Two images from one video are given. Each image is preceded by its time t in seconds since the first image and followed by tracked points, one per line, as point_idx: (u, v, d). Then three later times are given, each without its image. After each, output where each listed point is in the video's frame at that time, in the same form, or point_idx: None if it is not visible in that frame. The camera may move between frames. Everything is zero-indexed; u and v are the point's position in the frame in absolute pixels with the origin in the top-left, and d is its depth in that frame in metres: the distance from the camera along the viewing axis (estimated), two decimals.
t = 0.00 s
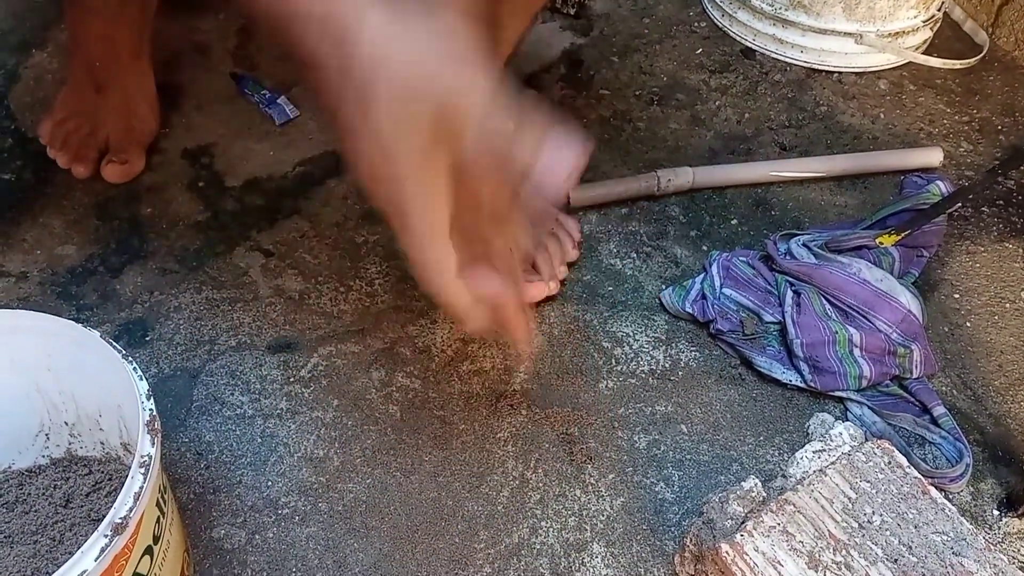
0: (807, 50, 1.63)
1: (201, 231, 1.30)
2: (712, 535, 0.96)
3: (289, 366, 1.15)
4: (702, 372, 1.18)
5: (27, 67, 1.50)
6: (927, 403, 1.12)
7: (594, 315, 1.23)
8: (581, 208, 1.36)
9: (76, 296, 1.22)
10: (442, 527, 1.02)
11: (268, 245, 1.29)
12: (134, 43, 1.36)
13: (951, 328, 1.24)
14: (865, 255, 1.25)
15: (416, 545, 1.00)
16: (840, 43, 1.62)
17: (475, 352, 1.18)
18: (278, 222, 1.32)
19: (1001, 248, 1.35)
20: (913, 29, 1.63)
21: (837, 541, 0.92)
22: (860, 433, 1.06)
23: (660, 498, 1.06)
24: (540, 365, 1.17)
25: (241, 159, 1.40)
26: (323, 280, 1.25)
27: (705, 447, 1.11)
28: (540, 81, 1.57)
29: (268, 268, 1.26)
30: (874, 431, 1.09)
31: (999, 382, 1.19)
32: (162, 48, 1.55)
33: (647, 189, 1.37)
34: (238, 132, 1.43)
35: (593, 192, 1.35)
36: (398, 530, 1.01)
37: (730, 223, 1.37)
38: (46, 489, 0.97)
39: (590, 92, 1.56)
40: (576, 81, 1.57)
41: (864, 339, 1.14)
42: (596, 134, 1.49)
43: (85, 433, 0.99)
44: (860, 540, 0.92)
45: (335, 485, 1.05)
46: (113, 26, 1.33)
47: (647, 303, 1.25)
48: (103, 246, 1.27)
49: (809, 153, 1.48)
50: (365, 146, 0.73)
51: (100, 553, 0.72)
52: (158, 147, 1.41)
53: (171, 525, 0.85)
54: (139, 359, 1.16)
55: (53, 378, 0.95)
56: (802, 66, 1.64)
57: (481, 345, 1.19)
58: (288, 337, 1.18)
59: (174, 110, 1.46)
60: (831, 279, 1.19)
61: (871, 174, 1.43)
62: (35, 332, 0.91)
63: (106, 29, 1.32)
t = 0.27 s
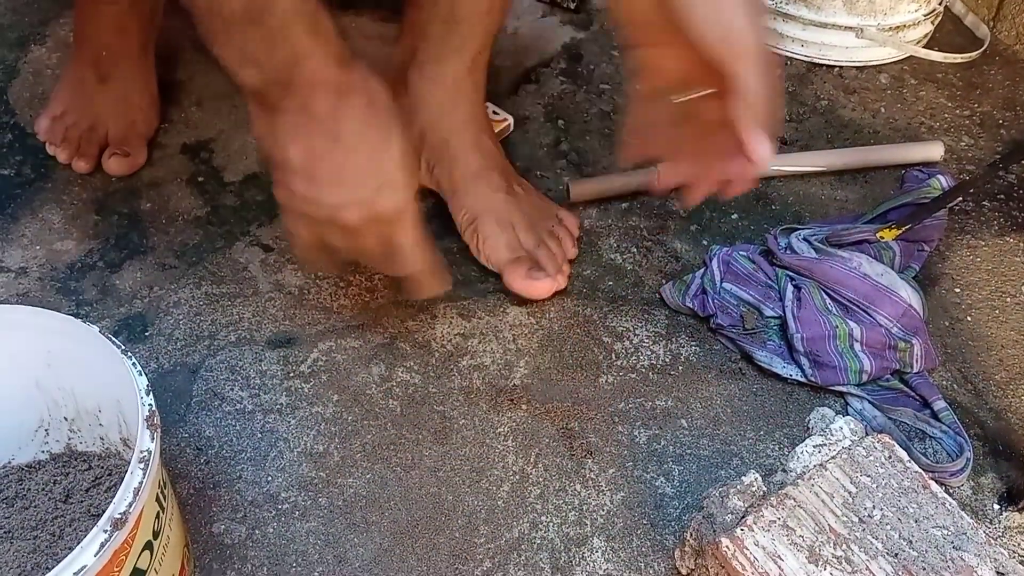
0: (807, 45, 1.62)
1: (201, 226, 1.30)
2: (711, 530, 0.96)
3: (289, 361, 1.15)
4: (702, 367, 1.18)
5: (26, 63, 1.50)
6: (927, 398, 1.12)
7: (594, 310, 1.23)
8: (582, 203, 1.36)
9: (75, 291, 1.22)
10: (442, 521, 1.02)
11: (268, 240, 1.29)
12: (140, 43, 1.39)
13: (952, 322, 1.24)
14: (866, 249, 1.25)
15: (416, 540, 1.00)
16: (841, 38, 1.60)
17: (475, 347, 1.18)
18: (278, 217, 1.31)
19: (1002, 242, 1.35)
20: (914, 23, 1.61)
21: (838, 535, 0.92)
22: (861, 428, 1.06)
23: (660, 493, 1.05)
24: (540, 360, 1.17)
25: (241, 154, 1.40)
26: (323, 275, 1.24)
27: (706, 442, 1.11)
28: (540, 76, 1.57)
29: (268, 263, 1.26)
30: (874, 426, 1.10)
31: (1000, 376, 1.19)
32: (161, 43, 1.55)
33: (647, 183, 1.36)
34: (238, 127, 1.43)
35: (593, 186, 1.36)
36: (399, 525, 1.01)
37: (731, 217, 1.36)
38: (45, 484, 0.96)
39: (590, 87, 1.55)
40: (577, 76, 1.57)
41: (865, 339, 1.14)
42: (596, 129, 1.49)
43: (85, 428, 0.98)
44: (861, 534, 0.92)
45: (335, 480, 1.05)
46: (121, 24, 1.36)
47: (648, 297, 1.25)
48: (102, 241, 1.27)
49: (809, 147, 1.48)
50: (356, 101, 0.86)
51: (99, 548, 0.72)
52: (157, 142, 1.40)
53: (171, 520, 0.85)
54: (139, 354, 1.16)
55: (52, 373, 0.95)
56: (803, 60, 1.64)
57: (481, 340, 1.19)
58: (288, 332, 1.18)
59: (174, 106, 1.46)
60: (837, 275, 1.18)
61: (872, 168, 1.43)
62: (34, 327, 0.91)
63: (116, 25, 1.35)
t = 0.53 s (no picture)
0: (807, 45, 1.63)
1: (201, 227, 1.30)
2: (711, 531, 0.96)
3: (289, 362, 1.15)
4: (702, 368, 1.18)
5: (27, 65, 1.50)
6: (927, 399, 1.12)
7: (594, 311, 1.23)
8: (582, 204, 1.36)
9: (75, 292, 1.22)
10: (442, 522, 1.02)
11: (268, 242, 1.29)
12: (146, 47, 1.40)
13: (951, 323, 1.24)
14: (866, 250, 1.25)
15: (416, 541, 1.00)
16: (841, 38, 1.61)
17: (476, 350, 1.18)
18: (278, 219, 1.32)
19: (1002, 243, 1.35)
20: (915, 24, 1.61)
21: (837, 536, 0.92)
22: (860, 428, 1.06)
23: (660, 494, 1.06)
24: (540, 361, 1.17)
25: (242, 156, 1.40)
26: (323, 276, 1.25)
27: (705, 443, 1.11)
28: (541, 77, 1.57)
29: (268, 264, 1.26)
30: (874, 427, 1.10)
31: (1000, 377, 1.19)
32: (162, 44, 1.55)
33: (647, 184, 1.36)
34: (239, 129, 1.43)
35: (593, 187, 1.35)
36: (399, 527, 1.01)
37: (731, 218, 1.36)
38: (46, 486, 0.97)
39: (590, 88, 1.56)
40: (577, 77, 1.57)
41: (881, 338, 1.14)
42: (596, 130, 1.49)
43: (86, 430, 0.99)
44: (860, 535, 0.92)
45: (336, 481, 1.05)
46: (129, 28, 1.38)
47: (647, 299, 1.25)
48: (103, 243, 1.27)
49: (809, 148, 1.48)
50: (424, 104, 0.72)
51: (99, 549, 0.72)
52: (158, 144, 1.41)
53: (172, 521, 0.85)
54: (140, 356, 1.16)
55: (53, 374, 0.95)
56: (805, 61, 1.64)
57: (481, 341, 1.19)
58: (289, 333, 1.18)
59: (175, 108, 1.46)
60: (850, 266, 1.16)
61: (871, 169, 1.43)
62: (35, 328, 0.91)
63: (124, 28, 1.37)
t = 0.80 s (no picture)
0: (801, 47, 1.63)
1: (195, 228, 1.30)
2: (706, 531, 0.97)
3: (284, 363, 1.15)
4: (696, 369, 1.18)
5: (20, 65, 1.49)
6: (922, 399, 1.13)
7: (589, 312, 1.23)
8: (577, 205, 1.36)
9: (69, 293, 1.21)
10: (437, 524, 1.02)
11: (263, 242, 1.29)
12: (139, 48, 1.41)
13: (945, 324, 1.24)
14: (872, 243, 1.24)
15: (411, 543, 1.00)
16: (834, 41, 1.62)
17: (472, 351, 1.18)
18: (273, 220, 1.31)
19: (995, 244, 1.35)
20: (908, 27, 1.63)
21: (832, 536, 0.92)
22: (855, 430, 1.06)
23: (655, 495, 1.06)
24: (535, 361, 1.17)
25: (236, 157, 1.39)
26: (318, 277, 1.24)
27: (700, 444, 1.11)
28: (535, 78, 1.57)
29: (263, 265, 1.26)
30: (868, 428, 1.11)
31: (993, 377, 1.19)
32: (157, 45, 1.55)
33: (642, 186, 1.36)
34: (233, 130, 1.43)
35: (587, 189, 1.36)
36: (394, 528, 1.01)
37: (725, 220, 1.37)
38: (40, 487, 0.96)
39: (585, 89, 1.56)
40: (571, 78, 1.57)
41: (916, 301, 1.16)
42: (591, 131, 1.49)
43: (79, 431, 0.98)
44: (854, 536, 0.92)
45: (330, 482, 1.05)
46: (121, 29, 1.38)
47: (642, 300, 1.25)
48: (96, 243, 1.27)
49: (803, 149, 1.49)
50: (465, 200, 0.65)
51: (93, 551, 0.72)
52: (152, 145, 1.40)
53: (165, 523, 0.85)
54: (133, 357, 1.15)
55: (46, 376, 0.95)
56: (797, 62, 1.63)
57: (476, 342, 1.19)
58: (283, 335, 1.18)
59: (169, 108, 1.45)
60: (859, 242, 1.14)
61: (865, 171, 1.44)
62: (28, 329, 0.91)
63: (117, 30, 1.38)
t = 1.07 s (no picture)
0: (799, 48, 1.62)
1: (193, 230, 1.30)
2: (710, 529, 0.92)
3: (283, 365, 1.15)
4: (695, 369, 1.18)
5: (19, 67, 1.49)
6: (922, 401, 1.11)
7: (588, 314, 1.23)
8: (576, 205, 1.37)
9: (67, 295, 1.21)
10: (437, 525, 1.01)
11: (261, 244, 1.28)
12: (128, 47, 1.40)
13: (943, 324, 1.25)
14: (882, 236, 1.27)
15: (410, 544, 1.00)
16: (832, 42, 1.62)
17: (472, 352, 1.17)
18: (271, 221, 1.31)
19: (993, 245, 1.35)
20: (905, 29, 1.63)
21: (831, 537, 0.92)
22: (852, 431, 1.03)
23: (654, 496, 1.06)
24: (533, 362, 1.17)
25: (235, 158, 1.39)
26: (317, 279, 1.24)
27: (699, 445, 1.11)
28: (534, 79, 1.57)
29: (261, 266, 1.26)
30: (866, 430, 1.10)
31: (991, 378, 1.19)
32: (155, 46, 1.55)
33: (640, 186, 1.37)
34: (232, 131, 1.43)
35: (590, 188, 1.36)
36: (393, 530, 1.01)
37: (724, 221, 1.37)
38: (38, 490, 0.96)
39: (583, 90, 1.56)
40: (570, 79, 1.57)
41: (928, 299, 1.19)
42: (589, 132, 1.49)
43: (78, 433, 0.98)
44: (853, 536, 0.93)
45: (329, 484, 1.04)
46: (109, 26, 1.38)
47: (641, 301, 1.25)
48: (94, 245, 1.27)
49: (802, 150, 1.49)
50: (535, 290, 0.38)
51: (92, 553, 0.72)
52: (150, 146, 1.40)
53: (164, 525, 0.85)
54: (131, 359, 1.15)
55: (44, 377, 0.95)
56: (795, 64, 1.63)
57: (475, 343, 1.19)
58: (281, 336, 1.18)
59: (167, 110, 1.45)
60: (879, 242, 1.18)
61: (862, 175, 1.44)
62: (26, 330, 0.90)
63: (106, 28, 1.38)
